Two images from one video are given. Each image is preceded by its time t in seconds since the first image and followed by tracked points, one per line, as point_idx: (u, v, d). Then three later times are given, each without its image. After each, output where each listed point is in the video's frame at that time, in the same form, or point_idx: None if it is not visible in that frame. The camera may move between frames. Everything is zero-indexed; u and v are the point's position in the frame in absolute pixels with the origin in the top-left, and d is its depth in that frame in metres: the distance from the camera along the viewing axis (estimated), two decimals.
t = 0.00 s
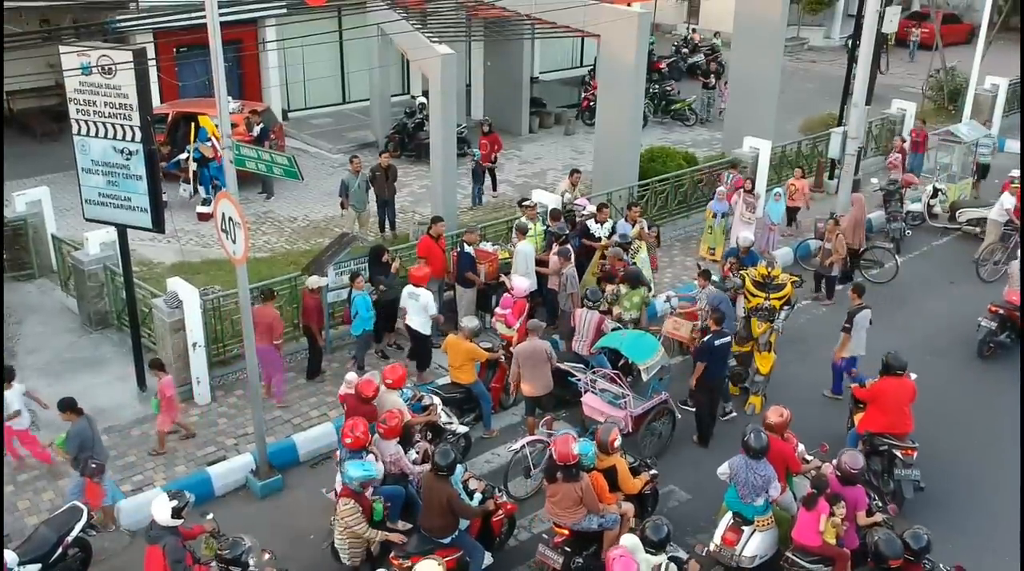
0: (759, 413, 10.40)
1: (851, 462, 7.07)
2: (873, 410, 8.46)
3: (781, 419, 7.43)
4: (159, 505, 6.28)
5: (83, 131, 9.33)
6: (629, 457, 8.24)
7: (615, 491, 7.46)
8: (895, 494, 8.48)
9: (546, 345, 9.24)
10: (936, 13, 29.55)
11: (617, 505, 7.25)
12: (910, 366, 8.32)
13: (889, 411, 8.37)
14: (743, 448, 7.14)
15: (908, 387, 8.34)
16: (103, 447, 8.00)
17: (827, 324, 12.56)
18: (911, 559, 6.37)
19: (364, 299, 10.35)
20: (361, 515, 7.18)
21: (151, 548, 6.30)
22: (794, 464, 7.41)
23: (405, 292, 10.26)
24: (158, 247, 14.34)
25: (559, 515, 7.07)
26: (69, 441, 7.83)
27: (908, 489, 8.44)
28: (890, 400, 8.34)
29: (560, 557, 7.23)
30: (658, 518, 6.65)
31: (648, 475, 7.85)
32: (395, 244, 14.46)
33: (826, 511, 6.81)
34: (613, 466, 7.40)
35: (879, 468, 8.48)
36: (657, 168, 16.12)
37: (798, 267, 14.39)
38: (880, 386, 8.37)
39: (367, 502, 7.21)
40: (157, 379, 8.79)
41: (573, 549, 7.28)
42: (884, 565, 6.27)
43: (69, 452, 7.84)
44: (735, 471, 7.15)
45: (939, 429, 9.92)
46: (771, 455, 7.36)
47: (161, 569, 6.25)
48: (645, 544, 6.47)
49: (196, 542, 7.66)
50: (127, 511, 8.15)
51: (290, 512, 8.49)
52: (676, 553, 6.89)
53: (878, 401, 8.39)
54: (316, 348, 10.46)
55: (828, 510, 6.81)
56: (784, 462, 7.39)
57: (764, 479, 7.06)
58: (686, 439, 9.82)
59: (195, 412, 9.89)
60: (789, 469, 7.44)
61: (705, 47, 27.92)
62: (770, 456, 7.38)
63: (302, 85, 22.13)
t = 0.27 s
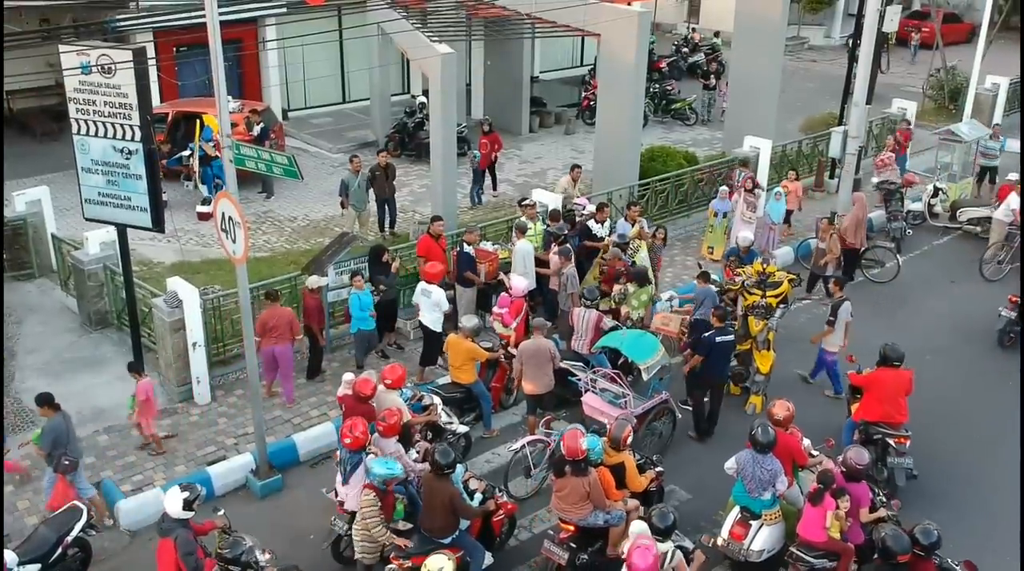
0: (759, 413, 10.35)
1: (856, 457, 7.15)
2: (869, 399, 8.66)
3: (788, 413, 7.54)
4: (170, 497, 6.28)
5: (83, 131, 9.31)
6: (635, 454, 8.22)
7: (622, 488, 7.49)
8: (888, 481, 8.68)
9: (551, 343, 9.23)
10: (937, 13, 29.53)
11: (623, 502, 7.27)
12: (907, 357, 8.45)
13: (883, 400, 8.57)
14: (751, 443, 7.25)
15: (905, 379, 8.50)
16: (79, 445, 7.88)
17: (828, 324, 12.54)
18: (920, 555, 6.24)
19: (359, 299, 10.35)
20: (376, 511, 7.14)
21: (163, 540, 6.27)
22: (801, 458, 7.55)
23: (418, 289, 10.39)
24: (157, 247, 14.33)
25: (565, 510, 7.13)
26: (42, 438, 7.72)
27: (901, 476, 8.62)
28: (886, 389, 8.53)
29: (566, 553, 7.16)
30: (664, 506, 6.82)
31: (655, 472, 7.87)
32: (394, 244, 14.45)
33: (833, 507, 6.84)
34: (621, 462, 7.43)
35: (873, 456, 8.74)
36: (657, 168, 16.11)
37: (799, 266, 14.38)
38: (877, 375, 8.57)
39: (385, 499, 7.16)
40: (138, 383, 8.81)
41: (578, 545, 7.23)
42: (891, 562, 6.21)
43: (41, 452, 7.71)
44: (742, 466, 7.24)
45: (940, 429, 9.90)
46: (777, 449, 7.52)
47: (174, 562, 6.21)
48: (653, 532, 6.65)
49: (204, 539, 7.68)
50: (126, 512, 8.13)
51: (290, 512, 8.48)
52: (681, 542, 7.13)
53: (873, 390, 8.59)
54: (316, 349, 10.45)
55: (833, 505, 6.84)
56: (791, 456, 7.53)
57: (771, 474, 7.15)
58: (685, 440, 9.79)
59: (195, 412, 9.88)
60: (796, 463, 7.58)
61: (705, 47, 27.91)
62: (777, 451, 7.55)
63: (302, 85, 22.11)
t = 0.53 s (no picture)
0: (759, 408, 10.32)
1: (862, 450, 7.12)
2: (866, 382, 8.86)
3: (797, 406, 7.63)
4: (182, 488, 6.23)
5: (82, 127, 9.29)
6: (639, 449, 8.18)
7: (626, 482, 7.48)
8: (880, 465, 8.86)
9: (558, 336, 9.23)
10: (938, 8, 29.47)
11: (627, 495, 7.30)
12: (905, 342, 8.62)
13: (879, 384, 8.78)
14: (758, 435, 7.35)
15: (901, 364, 8.70)
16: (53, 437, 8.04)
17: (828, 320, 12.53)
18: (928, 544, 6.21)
19: (358, 295, 10.34)
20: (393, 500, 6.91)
21: (174, 531, 6.28)
22: (808, 451, 7.67)
23: (431, 278, 10.68)
24: (157, 242, 14.31)
25: (570, 503, 7.16)
26: (17, 429, 7.89)
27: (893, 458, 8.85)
28: (883, 374, 8.73)
29: (570, 546, 7.24)
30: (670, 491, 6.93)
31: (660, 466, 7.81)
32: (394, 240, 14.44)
33: (838, 500, 6.90)
34: (625, 456, 7.38)
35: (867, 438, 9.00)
36: (658, 163, 16.09)
37: (799, 262, 14.36)
38: (875, 358, 8.77)
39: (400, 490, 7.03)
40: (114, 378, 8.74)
41: (582, 538, 7.31)
42: (901, 553, 6.15)
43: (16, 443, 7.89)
44: (750, 459, 7.34)
45: (942, 426, 9.87)
46: (784, 442, 7.63)
47: (184, 552, 6.22)
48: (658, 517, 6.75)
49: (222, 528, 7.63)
50: (126, 508, 8.12)
51: (290, 508, 8.47)
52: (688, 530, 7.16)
53: (870, 374, 8.81)
54: (316, 344, 10.43)
55: (838, 499, 6.91)
56: (798, 448, 7.65)
57: (778, 466, 7.26)
58: (686, 437, 9.77)
59: (195, 408, 9.87)
60: (803, 456, 7.71)
61: (706, 43, 27.86)
62: (784, 443, 7.67)
63: (302, 81, 22.08)
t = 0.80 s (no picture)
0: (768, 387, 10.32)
1: (871, 425, 7.17)
2: (859, 347, 9.16)
3: (808, 384, 7.67)
4: (194, 467, 6.35)
5: (80, 106, 9.24)
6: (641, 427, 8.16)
7: (628, 459, 7.48)
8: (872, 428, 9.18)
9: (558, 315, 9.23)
10: None
11: (629, 472, 7.34)
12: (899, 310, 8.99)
13: (872, 348, 9.08)
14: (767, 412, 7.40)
15: (895, 331, 9.03)
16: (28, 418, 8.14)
17: (829, 300, 12.51)
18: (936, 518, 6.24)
19: (359, 274, 10.33)
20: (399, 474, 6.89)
21: (184, 508, 6.45)
22: (816, 428, 7.73)
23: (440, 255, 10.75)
24: (157, 223, 14.28)
25: (572, 480, 7.18)
26: None
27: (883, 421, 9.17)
28: (876, 339, 9.04)
29: (571, 522, 7.25)
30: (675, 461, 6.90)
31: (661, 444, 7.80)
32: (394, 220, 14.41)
33: (843, 479, 6.95)
34: (626, 434, 7.40)
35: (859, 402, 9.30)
36: (658, 143, 16.03)
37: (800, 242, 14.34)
38: (869, 325, 9.09)
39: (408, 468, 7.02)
40: (87, 360, 8.80)
41: (584, 515, 7.39)
42: (910, 526, 6.16)
43: None
44: (757, 435, 7.40)
45: (943, 407, 9.87)
46: (792, 419, 7.69)
47: (193, 529, 6.42)
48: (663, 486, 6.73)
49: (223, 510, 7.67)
50: (127, 488, 8.14)
51: (290, 488, 8.49)
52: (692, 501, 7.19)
53: (863, 338, 9.13)
54: (315, 324, 10.41)
55: (844, 476, 6.98)
56: (805, 425, 7.71)
57: (786, 442, 7.32)
58: (686, 417, 9.77)
59: (196, 388, 9.88)
60: (811, 433, 7.76)
61: (707, 22, 27.70)
62: (792, 420, 7.72)
63: (302, 60, 21.98)
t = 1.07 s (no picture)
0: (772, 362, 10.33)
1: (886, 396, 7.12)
2: (853, 307, 9.37)
3: (815, 354, 7.62)
4: (202, 440, 6.47)
5: (77, 80, 9.18)
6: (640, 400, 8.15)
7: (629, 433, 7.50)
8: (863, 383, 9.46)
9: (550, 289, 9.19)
10: None
11: (629, 445, 7.35)
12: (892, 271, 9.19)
13: (866, 308, 9.27)
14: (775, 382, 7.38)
15: (888, 291, 9.21)
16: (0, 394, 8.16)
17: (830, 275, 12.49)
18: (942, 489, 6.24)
19: (358, 250, 10.30)
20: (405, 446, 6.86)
21: (191, 482, 6.45)
22: (822, 398, 7.66)
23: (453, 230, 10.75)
24: (156, 198, 14.24)
25: (572, 454, 7.19)
26: None
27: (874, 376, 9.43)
28: (870, 299, 9.23)
29: (573, 495, 7.33)
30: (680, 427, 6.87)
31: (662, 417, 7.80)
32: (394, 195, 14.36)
33: (852, 450, 7.01)
34: (626, 407, 7.41)
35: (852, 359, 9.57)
36: (659, 118, 15.95)
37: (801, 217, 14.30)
38: (863, 285, 9.27)
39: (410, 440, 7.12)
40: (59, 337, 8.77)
41: (584, 487, 7.42)
42: (915, 496, 6.18)
43: None
44: (764, 404, 7.42)
45: (944, 382, 9.87)
46: (800, 390, 7.63)
47: (200, 503, 6.41)
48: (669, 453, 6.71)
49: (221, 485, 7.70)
50: (127, 462, 8.16)
51: (291, 463, 8.51)
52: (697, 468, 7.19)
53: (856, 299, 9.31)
54: (313, 298, 10.39)
55: (854, 447, 7.04)
56: (813, 396, 7.66)
57: (793, 412, 7.33)
58: (686, 391, 9.78)
59: (195, 363, 9.88)
60: (817, 403, 7.71)
61: None
62: (800, 390, 7.66)
63: (300, 33, 21.83)
